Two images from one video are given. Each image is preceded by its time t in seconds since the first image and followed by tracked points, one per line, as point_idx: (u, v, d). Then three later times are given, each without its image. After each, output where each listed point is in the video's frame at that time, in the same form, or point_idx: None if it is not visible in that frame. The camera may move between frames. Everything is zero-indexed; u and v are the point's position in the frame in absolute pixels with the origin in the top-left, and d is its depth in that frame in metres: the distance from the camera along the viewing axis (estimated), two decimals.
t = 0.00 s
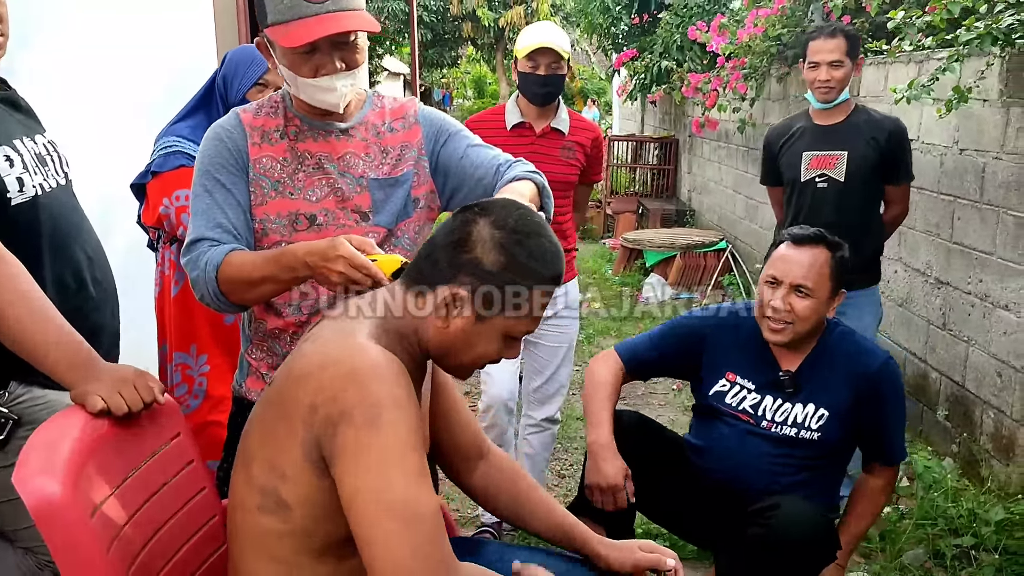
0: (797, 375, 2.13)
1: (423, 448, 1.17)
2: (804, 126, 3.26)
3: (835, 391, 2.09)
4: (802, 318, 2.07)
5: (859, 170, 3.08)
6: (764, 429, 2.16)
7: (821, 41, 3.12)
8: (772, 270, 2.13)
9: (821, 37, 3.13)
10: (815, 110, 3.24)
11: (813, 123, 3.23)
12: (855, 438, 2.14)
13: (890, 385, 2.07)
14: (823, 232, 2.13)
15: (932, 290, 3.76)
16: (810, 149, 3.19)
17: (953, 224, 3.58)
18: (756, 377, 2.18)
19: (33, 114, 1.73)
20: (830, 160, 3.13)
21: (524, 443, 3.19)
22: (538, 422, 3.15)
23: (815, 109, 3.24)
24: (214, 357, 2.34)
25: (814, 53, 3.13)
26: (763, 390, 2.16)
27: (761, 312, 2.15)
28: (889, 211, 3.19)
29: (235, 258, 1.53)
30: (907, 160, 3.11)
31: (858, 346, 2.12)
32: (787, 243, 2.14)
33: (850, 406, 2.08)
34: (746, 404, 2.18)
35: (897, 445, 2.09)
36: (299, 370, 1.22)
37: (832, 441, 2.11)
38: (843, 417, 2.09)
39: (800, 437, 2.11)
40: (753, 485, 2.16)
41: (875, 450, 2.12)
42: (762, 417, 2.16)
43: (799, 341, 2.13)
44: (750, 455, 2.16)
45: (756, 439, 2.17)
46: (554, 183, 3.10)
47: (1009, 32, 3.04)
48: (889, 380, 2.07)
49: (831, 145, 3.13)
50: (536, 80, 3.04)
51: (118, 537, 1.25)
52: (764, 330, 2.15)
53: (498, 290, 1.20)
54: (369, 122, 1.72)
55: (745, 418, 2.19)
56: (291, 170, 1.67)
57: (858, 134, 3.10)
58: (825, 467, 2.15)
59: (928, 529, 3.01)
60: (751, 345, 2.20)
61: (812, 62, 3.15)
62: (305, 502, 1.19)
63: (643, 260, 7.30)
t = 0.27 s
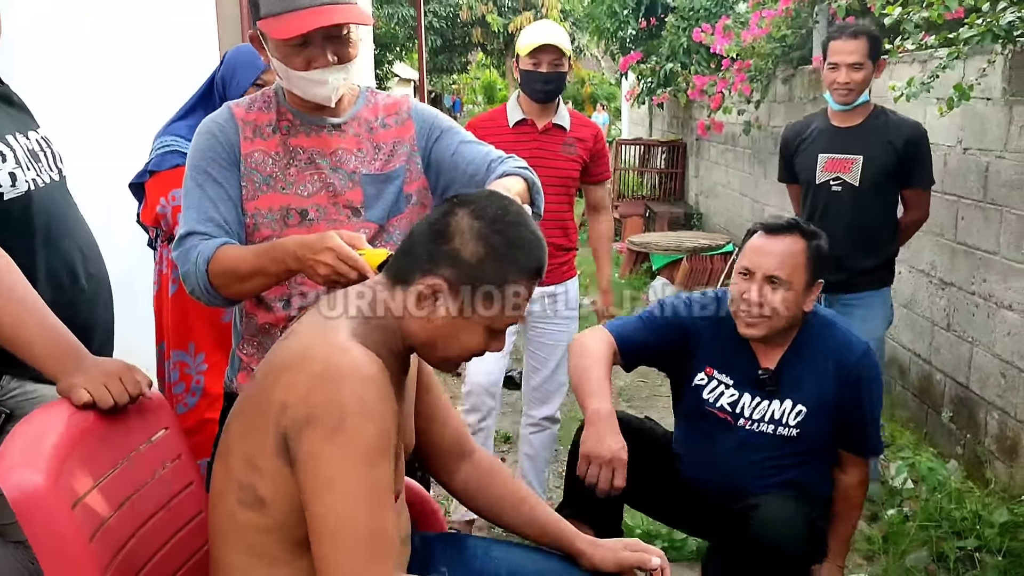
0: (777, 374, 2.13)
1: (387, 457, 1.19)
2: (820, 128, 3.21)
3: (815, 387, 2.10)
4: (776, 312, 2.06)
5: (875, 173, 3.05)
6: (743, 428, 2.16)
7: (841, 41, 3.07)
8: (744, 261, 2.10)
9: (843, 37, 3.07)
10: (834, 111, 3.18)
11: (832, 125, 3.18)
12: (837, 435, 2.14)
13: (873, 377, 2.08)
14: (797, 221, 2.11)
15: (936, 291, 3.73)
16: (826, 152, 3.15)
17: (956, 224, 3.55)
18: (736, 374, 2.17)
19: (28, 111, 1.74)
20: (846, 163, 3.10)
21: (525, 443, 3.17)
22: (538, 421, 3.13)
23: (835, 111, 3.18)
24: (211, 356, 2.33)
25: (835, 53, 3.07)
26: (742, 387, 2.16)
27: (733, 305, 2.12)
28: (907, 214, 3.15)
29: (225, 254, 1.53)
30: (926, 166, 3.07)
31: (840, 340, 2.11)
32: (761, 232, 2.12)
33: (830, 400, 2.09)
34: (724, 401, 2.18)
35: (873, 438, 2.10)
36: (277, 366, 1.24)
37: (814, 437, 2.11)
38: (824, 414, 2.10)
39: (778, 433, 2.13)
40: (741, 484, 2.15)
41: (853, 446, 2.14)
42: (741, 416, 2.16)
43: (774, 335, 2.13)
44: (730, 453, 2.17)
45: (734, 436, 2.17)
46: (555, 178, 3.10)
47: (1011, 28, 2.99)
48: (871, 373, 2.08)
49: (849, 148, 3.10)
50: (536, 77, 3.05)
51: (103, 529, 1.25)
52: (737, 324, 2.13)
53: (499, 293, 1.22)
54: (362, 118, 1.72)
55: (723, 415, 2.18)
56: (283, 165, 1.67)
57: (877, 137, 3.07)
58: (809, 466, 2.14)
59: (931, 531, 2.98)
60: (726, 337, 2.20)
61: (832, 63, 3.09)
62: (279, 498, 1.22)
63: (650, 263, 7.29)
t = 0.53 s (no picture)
0: (774, 388, 2.14)
1: (368, 460, 1.21)
2: (815, 130, 3.19)
3: (811, 401, 2.08)
4: (779, 326, 2.05)
5: (873, 180, 3.04)
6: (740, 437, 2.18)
7: (836, 43, 3.07)
8: (747, 275, 2.10)
9: (837, 39, 3.08)
10: (829, 112, 3.18)
11: (827, 125, 3.17)
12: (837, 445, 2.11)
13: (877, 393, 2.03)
14: (802, 235, 2.10)
15: (944, 295, 3.69)
16: (821, 152, 3.13)
17: (964, 227, 3.53)
18: (738, 383, 2.19)
19: (25, 112, 1.75)
20: (842, 164, 3.09)
21: (527, 449, 3.17)
22: (541, 426, 3.14)
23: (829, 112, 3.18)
24: (212, 358, 2.35)
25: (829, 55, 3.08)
26: (743, 398, 2.18)
27: (739, 321, 2.13)
28: (902, 217, 3.15)
29: (222, 253, 1.53)
30: (921, 166, 3.08)
31: (840, 352, 2.09)
32: (766, 248, 2.11)
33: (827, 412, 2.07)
34: (726, 410, 2.21)
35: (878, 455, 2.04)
36: (263, 369, 1.26)
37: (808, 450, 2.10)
38: (818, 429, 2.08)
39: (770, 445, 2.13)
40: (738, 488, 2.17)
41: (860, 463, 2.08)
42: (739, 425, 2.18)
43: (778, 349, 2.11)
44: (726, 459, 2.19)
45: (729, 445, 2.20)
46: (555, 181, 3.11)
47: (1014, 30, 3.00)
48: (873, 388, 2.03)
49: (844, 149, 3.09)
50: (536, 81, 3.07)
51: (95, 529, 1.26)
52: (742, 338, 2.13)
53: (501, 292, 1.27)
54: (360, 120, 1.73)
55: (723, 423, 2.21)
56: (281, 166, 1.68)
57: (873, 139, 3.06)
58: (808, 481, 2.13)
59: (940, 536, 2.95)
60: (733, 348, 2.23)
61: (827, 65, 3.09)
62: (264, 497, 1.24)
63: (660, 270, 7.26)
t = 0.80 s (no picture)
0: (791, 375, 2.14)
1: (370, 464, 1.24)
2: (797, 137, 3.20)
3: (829, 393, 2.08)
4: (797, 305, 2.10)
5: (856, 180, 3.04)
6: (755, 427, 2.18)
7: (809, 50, 3.09)
8: (774, 261, 2.21)
9: (810, 46, 3.10)
10: (808, 118, 3.18)
11: (807, 131, 3.18)
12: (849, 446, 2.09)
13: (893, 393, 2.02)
14: (828, 226, 2.21)
15: (955, 300, 3.67)
16: (805, 157, 3.14)
17: (975, 231, 3.51)
18: (755, 373, 2.21)
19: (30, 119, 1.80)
20: (827, 168, 3.09)
21: (536, 453, 3.17)
22: (550, 430, 3.14)
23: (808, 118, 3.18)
24: (222, 363, 2.36)
25: (803, 62, 3.09)
26: (759, 387, 2.19)
27: (762, 303, 2.18)
28: (885, 218, 3.16)
29: (226, 254, 1.55)
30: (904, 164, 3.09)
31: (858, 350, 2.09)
32: (792, 236, 2.22)
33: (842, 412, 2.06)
34: (742, 400, 2.22)
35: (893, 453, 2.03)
36: (263, 371, 1.28)
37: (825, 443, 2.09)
38: (834, 427, 2.07)
39: (784, 434, 2.13)
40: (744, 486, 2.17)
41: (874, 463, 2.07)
42: (756, 415, 2.18)
43: (798, 335, 2.14)
44: (735, 446, 2.19)
45: (742, 435, 2.20)
46: (558, 188, 3.12)
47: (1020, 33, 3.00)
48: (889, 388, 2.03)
49: (827, 153, 3.09)
50: (538, 90, 3.09)
51: (97, 527, 1.29)
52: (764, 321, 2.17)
53: (501, 293, 1.29)
54: (361, 123, 1.75)
55: (739, 413, 2.22)
56: (283, 169, 1.70)
57: (856, 142, 3.06)
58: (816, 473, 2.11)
59: (951, 542, 2.92)
60: (755, 348, 2.23)
61: (802, 71, 3.11)
62: (262, 499, 1.26)
63: (672, 277, 7.24)
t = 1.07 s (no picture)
0: (804, 360, 2.15)
1: (387, 474, 1.25)
2: (778, 148, 3.20)
3: (840, 380, 2.08)
4: (812, 292, 2.13)
5: (843, 186, 3.04)
6: (767, 415, 2.18)
7: (784, 60, 3.13)
8: (785, 249, 2.22)
9: (785, 55, 3.14)
10: (789, 128, 3.19)
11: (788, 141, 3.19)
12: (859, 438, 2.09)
13: (901, 380, 2.03)
14: (836, 217, 2.24)
15: (967, 306, 3.64)
16: (789, 169, 3.14)
17: (986, 237, 3.48)
18: (766, 364, 2.23)
19: (38, 128, 1.86)
20: (813, 178, 3.09)
21: (546, 461, 3.17)
22: (559, 438, 3.14)
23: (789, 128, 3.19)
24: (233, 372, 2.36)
25: (780, 72, 3.12)
26: (772, 376, 2.20)
27: (774, 291, 2.21)
28: (871, 222, 3.16)
29: (225, 261, 1.58)
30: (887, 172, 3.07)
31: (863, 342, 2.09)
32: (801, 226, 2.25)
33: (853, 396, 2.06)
34: (755, 390, 2.23)
35: (905, 438, 2.02)
36: (273, 376, 1.29)
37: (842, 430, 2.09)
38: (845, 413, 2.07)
39: (795, 418, 2.12)
40: (755, 476, 2.17)
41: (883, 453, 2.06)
42: (768, 403, 2.19)
43: (807, 324, 2.17)
44: (750, 436, 2.19)
45: (757, 424, 2.20)
46: (566, 197, 3.12)
47: None
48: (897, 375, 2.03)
49: (812, 163, 3.09)
50: (545, 100, 3.11)
51: (100, 530, 1.31)
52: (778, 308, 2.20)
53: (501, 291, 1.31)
54: (365, 131, 1.77)
55: (751, 403, 2.23)
56: (288, 176, 1.72)
57: (837, 149, 3.06)
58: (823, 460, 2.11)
59: (963, 551, 2.89)
60: (761, 343, 2.26)
61: (780, 82, 3.13)
62: (272, 503, 1.26)
63: (684, 286, 7.22)
